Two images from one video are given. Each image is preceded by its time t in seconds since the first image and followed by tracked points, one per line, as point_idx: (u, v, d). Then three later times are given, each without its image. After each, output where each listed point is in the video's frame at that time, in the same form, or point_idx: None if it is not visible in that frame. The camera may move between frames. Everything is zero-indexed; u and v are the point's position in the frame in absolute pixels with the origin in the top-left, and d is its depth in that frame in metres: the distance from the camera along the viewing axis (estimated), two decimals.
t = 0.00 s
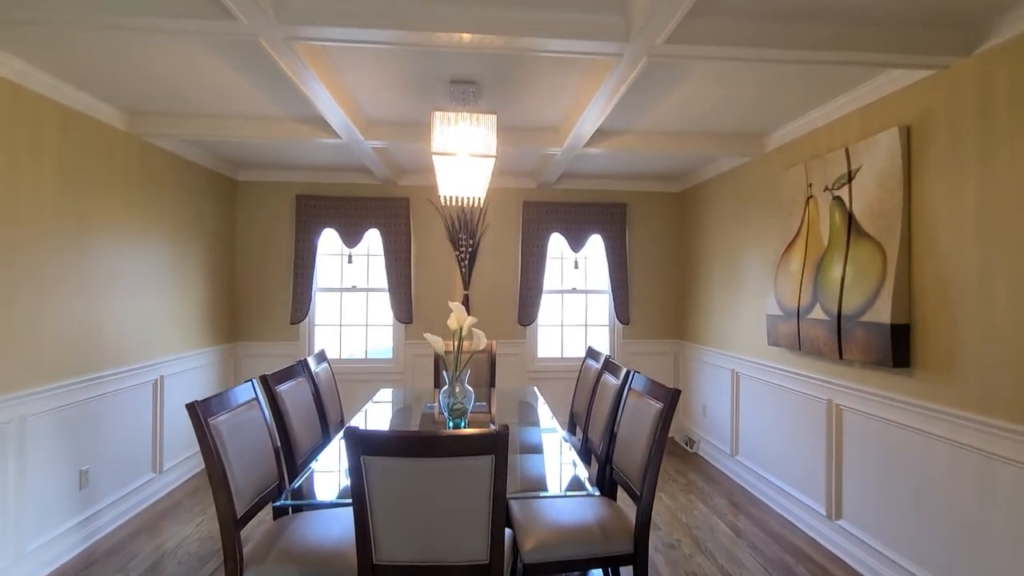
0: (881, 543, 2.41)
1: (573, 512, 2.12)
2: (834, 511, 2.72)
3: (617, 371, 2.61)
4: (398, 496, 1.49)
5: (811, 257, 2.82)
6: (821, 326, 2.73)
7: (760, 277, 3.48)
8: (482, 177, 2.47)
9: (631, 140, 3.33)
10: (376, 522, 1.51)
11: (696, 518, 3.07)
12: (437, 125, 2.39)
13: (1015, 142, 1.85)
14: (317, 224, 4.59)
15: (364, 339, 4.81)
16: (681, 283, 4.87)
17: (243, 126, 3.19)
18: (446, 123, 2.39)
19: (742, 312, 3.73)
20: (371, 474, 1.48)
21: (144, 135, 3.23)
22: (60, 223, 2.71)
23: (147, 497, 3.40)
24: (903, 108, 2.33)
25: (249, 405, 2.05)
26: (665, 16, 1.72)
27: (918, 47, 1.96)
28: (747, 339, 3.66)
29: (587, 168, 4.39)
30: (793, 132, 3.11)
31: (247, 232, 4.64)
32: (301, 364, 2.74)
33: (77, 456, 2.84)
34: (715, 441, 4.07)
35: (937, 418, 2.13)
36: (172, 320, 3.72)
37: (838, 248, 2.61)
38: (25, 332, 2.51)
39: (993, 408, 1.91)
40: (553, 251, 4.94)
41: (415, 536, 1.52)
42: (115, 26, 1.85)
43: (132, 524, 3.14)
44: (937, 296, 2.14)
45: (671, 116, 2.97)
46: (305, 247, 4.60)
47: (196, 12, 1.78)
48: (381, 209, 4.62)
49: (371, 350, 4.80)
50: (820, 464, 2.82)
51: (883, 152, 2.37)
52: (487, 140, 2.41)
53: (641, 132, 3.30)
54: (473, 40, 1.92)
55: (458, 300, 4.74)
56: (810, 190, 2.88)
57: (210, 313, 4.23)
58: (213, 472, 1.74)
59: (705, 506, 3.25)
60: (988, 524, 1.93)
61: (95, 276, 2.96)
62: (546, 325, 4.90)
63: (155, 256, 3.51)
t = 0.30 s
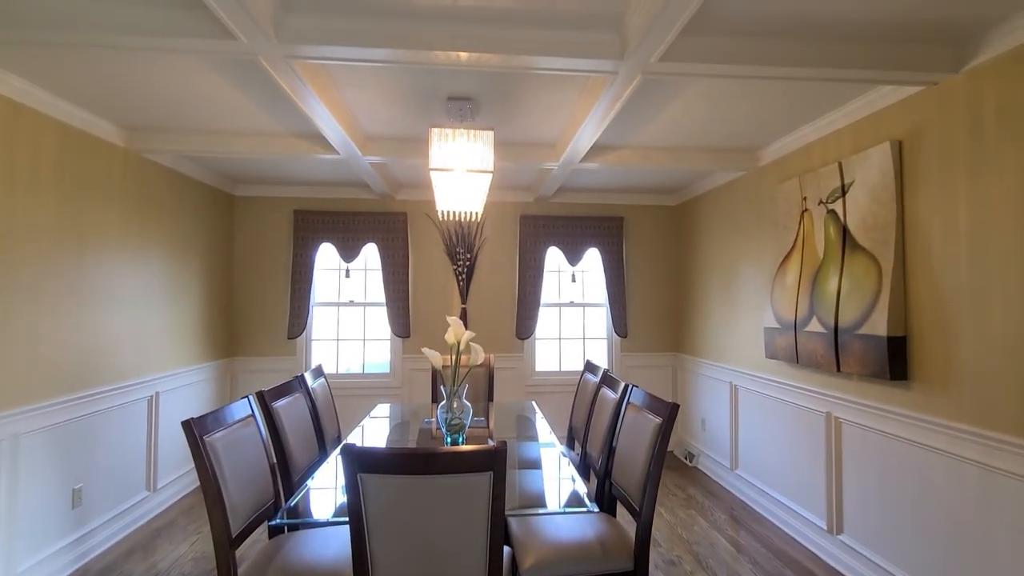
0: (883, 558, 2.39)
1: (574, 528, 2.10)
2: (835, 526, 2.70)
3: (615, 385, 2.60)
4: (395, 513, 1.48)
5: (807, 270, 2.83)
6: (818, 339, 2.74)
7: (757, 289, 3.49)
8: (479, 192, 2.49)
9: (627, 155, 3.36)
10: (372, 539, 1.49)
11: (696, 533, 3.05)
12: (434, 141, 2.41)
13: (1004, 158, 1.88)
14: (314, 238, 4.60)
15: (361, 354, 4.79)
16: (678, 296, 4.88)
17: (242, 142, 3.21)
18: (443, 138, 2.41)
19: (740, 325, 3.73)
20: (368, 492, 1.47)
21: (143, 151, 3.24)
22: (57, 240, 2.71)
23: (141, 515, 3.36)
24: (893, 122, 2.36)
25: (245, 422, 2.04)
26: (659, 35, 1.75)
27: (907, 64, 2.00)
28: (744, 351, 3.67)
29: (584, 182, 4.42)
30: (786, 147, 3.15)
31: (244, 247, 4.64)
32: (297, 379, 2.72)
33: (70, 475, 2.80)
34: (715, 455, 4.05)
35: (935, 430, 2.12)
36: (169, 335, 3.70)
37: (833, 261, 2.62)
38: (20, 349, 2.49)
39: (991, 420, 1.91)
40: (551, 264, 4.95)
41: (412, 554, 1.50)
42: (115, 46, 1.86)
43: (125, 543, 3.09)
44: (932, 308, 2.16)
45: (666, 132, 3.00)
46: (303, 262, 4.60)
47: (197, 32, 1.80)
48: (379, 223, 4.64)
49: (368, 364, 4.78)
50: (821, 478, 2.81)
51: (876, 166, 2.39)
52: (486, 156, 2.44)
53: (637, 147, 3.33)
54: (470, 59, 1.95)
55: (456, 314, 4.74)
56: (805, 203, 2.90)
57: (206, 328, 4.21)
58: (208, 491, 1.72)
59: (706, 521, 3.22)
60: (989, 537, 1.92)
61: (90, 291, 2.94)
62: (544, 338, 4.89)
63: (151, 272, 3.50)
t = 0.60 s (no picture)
0: (884, 565, 2.38)
1: (574, 536, 2.09)
2: (835, 532, 2.69)
3: (614, 393, 2.60)
4: (394, 523, 1.47)
5: (804, 277, 2.84)
6: (816, 345, 2.74)
7: (755, 296, 3.50)
8: (477, 201, 2.50)
9: (624, 163, 3.38)
10: (371, 550, 1.48)
11: (696, 541, 3.03)
12: (432, 150, 2.42)
13: (997, 165, 1.89)
14: (312, 247, 4.60)
15: (359, 362, 4.78)
16: (675, 302, 4.89)
17: (240, 152, 3.23)
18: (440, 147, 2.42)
19: (738, 332, 3.74)
20: (366, 503, 1.46)
21: (142, 161, 3.25)
22: (54, 250, 2.71)
23: (137, 527, 3.33)
24: (887, 130, 2.38)
25: (242, 433, 2.03)
26: (655, 46, 1.77)
27: (900, 72, 2.02)
28: (742, 358, 3.67)
29: (581, 190, 4.44)
30: (781, 155, 3.17)
31: (242, 256, 4.64)
32: (295, 389, 2.72)
33: (66, 487, 2.78)
34: (714, 462, 4.04)
35: (934, 436, 2.12)
36: (166, 345, 3.69)
37: (830, 268, 2.63)
38: (16, 360, 2.48)
39: (989, 425, 1.91)
40: (549, 272, 4.96)
41: (411, 564, 1.49)
42: (114, 57, 1.87)
43: (121, 556, 3.06)
44: (929, 313, 2.16)
45: (662, 140, 3.02)
46: (301, 270, 4.60)
47: (195, 43, 1.81)
48: (377, 231, 4.64)
49: (366, 373, 4.76)
50: (820, 485, 2.80)
51: (871, 173, 2.41)
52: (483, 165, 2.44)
53: (633, 155, 3.35)
54: (467, 69, 1.96)
55: (454, 321, 4.74)
56: (801, 210, 2.92)
57: (204, 338, 4.19)
58: (204, 502, 1.71)
59: (706, 529, 3.21)
60: (990, 543, 1.91)
61: (87, 301, 2.94)
62: (542, 346, 4.89)
63: (149, 281, 3.49)
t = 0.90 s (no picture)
0: (883, 563, 2.38)
1: (574, 536, 2.09)
2: (835, 531, 2.69)
3: (613, 393, 2.60)
4: (394, 524, 1.47)
5: (802, 276, 2.85)
6: (814, 344, 2.75)
7: (752, 296, 3.50)
8: (474, 202, 2.50)
9: (622, 164, 3.39)
10: (371, 551, 1.48)
11: (696, 541, 3.03)
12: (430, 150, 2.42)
13: (993, 163, 1.90)
14: (309, 249, 4.60)
15: (357, 364, 4.77)
16: (673, 303, 4.90)
17: (237, 154, 3.22)
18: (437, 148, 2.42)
19: (736, 331, 3.74)
20: (365, 504, 1.46)
21: (139, 163, 3.24)
22: (50, 253, 2.70)
23: (134, 531, 3.31)
24: (883, 129, 2.39)
25: (240, 435, 2.02)
26: (651, 46, 1.78)
27: (895, 72, 2.03)
28: (740, 358, 3.67)
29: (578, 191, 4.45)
30: (777, 155, 3.18)
31: (239, 259, 4.63)
32: (293, 391, 2.71)
33: (63, 490, 2.77)
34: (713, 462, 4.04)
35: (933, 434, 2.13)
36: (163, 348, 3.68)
37: (827, 267, 2.64)
38: (13, 363, 2.47)
39: (987, 423, 1.92)
40: (547, 272, 4.96)
41: (410, 565, 1.48)
42: (110, 59, 1.87)
43: (118, 560, 3.05)
44: (926, 311, 2.17)
45: (660, 140, 3.02)
46: (298, 272, 4.59)
47: (192, 44, 1.81)
48: (374, 233, 4.64)
49: (364, 375, 4.75)
50: (819, 484, 2.81)
51: (867, 173, 2.42)
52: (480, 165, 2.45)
53: (630, 156, 3.35)
54: (464, 69, 1.96)
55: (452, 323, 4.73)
56: (797, 210, 2.93)
57: (201, 340, 4.18)
58: (202, 504, 1.70)
59: (705, 529, 3.21)
60: (989, 540, 1.92)
61: (84, 304, 2.92)
62: (540, 346, 4.89)
63: (145, 284, 3.48)
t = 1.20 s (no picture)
0: (882, 557, 2.39)
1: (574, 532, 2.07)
2: (833, 526, 2.69)
3: (612, 389, 2.60)
4: (393, 519, 1.46)
5: (800, 271, 2.85)
6: (812, 339, 2.75)
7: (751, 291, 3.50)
8: (473, 197, 2.49)
9: (620, 160, 3.38)
10: (370, 545, 1.48)
11: (695, 536, 3.04)
12: (428, 146, 2.42)
13: (991, 157, 1.90)
14: (308, 247, 4.58)
15: (356, 361, 4.76)
16: (672, 299, 4.90)
17: (235, 151, 3.21)
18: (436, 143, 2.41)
19: (734, 327, 3.74)
20: (364, 499, 1.45)
21: (136, 160, 3.23)
22: (47, 250, 2.69)
23: (132, 528, 3.30)
24: (881, 124, 2.39)
25: (239, 431, 2.02)
26: (649, 40, 1.77)
27: (892, 66, 2.03)
28: (739, 354, 3.68)
29: (576, 187, 4.44)
30: (776, 151, 3.18)
31: (238, 256, 4.62)
32: (292, 387, 2.71)
33: (60, 488, 2.76)
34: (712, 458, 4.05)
35: (931, 428, 2.13)
36: (161, 345, 3.67)
37: (825, 262, 2.64)
38: (9, 361, 2.46)
39: (985, 417, 1.92)
40: (545, 269, 4.96)
41: (410, 560, 1.48)
42: (105, 54, 1.86)
43: (117, 557, 3.05)
44: (925, 306, 2.17)
45: (659, 136, 3.02)
46: (297, 270, 4.58)
47: (189, 39, 1.80)
48: (372, 230, 4.63)
49: (363, 372, 4.75)
50: (818, 479, 2.81)
51: (865, 168, 2.42)
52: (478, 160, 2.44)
53: (629, 151, 3.35)
54: (462, 64, 1.96)
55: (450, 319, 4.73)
56: (796, 205, 2.93)
57: (199, 338, 4.18)
58: (200, 500, 1.70)
59: (704, 524, 3.22)
60: (986, 533, 1.92)
61: (80, 302, 2.91)
62: (539, 343, 4.89)
63: (143, 281, 3.47)
